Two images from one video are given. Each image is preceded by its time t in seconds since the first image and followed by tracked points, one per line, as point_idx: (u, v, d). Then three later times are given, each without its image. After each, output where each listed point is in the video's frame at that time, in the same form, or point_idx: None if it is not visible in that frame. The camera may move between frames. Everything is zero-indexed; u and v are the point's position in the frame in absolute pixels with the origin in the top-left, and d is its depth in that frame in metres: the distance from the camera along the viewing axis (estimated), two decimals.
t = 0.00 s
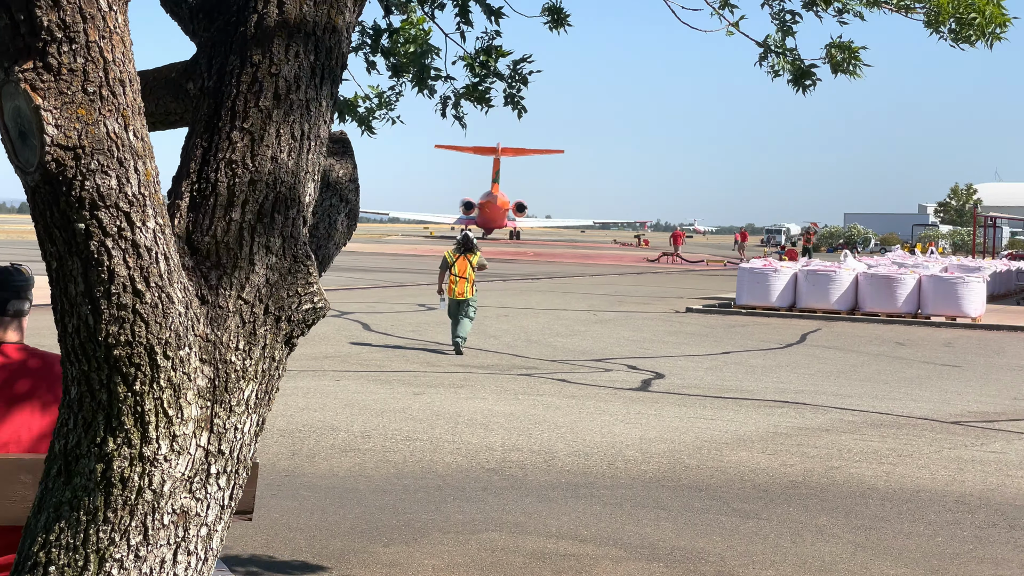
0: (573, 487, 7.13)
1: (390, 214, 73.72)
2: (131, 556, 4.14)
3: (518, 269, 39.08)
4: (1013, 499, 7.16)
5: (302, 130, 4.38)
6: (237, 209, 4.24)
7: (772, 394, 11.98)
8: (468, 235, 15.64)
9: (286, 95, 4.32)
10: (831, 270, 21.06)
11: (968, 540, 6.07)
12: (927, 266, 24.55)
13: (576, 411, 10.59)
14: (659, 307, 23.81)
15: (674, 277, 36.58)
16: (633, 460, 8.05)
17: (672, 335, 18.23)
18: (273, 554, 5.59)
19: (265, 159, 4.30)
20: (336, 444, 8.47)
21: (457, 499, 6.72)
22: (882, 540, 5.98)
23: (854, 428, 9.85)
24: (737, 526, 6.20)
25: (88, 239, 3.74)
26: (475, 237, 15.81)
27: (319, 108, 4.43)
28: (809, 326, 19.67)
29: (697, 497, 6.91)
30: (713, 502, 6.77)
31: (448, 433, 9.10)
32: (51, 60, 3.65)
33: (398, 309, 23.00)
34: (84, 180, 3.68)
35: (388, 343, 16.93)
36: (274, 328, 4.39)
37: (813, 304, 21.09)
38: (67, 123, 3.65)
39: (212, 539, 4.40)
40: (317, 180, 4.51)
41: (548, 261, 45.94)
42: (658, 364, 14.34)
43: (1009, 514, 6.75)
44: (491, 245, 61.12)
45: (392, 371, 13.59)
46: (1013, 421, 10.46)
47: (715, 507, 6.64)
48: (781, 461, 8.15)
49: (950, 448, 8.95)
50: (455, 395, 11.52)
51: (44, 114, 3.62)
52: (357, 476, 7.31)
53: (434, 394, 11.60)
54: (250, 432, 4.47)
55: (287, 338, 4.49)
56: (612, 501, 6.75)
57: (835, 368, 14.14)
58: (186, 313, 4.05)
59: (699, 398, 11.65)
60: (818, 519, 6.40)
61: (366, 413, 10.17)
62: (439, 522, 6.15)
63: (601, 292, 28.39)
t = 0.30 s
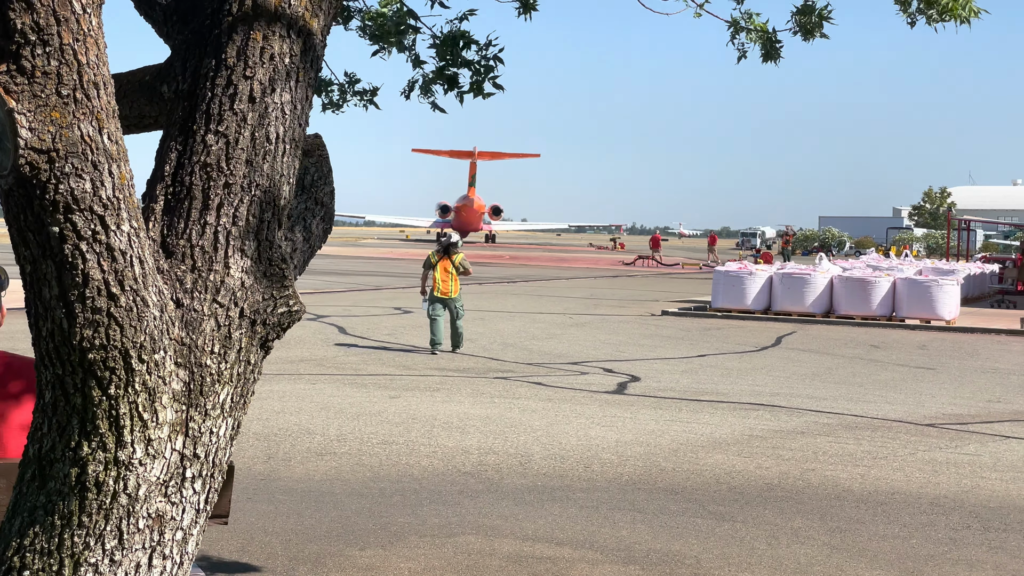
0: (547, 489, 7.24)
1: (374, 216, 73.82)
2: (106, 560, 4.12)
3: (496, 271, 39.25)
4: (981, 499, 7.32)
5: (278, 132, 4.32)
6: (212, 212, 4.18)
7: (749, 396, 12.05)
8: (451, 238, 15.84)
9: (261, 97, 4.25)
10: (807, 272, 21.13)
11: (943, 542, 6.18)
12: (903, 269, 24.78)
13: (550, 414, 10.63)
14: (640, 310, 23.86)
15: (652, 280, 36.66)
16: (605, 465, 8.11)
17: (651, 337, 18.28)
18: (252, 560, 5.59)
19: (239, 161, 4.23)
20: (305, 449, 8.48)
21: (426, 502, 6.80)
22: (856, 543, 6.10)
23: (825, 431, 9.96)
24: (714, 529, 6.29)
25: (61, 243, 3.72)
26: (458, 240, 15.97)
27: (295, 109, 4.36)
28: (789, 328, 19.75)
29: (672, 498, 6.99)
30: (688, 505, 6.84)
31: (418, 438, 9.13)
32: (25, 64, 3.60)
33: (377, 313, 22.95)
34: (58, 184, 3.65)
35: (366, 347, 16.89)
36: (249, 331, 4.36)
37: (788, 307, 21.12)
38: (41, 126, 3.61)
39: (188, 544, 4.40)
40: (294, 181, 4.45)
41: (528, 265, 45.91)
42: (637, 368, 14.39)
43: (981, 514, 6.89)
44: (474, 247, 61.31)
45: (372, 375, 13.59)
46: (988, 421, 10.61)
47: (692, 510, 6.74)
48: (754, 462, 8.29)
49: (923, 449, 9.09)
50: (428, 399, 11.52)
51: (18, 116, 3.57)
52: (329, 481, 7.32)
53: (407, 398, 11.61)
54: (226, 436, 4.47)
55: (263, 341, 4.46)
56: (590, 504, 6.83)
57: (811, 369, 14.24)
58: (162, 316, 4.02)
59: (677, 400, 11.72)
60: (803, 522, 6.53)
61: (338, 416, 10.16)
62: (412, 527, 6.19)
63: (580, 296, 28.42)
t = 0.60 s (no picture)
0: (534, 505, 7.23)
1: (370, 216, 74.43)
2: (97, 559, 4.14)
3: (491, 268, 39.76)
4: (973, 506, 7.35)
5: (270, 131, 4.17)
6: (203, 210, 3.93)
7: (739, 399, 12.07)
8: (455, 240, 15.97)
9: (253, 96, 4.13)
10: (797, 270, 21.35)
11: (933, 541, 6.28)
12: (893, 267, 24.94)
13: (537, 426, 10.62)
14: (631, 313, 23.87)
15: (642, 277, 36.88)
16: (594, 475, 8.35)
17: (642, 337, 18.28)
18: (246, 566, 5.65)
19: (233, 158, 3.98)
20: (292, 469, 8.43)
21: (416, 519, 6.79)
22: (854, 548, 6.12)
23: (815, 438, 9.96)
24: (722, 542, 6.28)
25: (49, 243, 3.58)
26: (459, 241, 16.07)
27: (288, 107, 4.27)
28: (779, 328, 19.77)
29: (666, 515, 6.97)
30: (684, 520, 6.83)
31: (407, 458, 9.10)
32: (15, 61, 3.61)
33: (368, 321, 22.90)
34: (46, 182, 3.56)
35: (356, 351, 16.87)
36: (241, 331, 4.40)
37: (779, 306, 21.41)
38: (30, 125, 3.56)
39: (178, 542, 4.52)
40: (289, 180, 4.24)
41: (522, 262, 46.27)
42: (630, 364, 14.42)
43: (974, 518, 6.93)
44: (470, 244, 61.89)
45: (365, 379, 13.59)
46: (979, 419, 10.67)
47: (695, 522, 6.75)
48: (744, 481, 8.27)
49: (913, 456, 9.12)
50: (416, 408, 11.51)
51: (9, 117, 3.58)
52: (319, 501, 7.27)
53: (396, 407, 11.59)
54: (217, 435, 4.57)
55: (254, 340, 4.48)
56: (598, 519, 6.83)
57: (801, 367, 14.30)
58: (152, 316, 4.05)
59: (667, 405, 11.72)
60: (812, 530, 6.55)
61: (325, 434, 10.12)
62: (408, 542, 6.18)
63: (570, 292, 28.59)
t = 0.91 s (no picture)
0: (532, 505, 7.21)
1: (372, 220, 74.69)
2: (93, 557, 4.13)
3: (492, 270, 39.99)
4: (975, 506, 7.31)
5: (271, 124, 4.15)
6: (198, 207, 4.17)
7: (740, 399, 12.03)
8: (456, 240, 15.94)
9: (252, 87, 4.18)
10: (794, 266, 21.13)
11: (927, 535, 6.41)
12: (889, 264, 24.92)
13: (537, 427, 10.60)
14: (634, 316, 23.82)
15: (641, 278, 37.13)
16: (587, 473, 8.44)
17: (644, 338, 18.25)
18: (244, 565, 5.69)
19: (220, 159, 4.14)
20: (290, 471, 8.42)
21: (415, 520, 6.78)
22: (855, 548, 6.09)
23: (817, 438, 9.92)
24: (723, 543, 6.26)
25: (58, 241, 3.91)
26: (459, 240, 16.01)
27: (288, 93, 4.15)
28: (782, 329, 19.72)
29: (666, 516, 6.94)
30: (684, 521, 6.80)
31: (406, 458, 9.10)
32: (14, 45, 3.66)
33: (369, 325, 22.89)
34: (43, 179, 3.74)
35: (357, 353, 16.88)
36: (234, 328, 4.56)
37: (775, 302, 21.32)
38: (26, 122, 3.75)
39: (175, 540, 4.36)
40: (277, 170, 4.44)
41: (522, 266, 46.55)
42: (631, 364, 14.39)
43: (976, 519, 6.89)
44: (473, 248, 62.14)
45: (365, 379, 13.63)
46: (982, 416, 10.63)
47: (696, 524, 6.73)
48: (745, 482, 8.25)
49: (915, 456, 9.09)
50: (415, 409, 11.50)
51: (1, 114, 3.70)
52: (318, 502, 7.26)
53: (396, 408, 11.57)
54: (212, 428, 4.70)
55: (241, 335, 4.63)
56: (598, 520, 6.82)
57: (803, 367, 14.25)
58: (148, 316, 4.10)
59: (668, 405, 11.69)
60: (814, 531, 6.52)
61: (323, 435, 10.12)
62: (408, 543, 6.17)
63: (570, 292, 28.84)
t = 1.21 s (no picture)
0: (534, 506, 7.19)
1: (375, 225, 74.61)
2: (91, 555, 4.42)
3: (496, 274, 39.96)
4: (980, 507, 7.27)
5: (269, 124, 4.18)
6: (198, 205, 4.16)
7: (743, 399, 11.99)
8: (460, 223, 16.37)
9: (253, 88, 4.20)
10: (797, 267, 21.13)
11: (931, 536, 6.37)
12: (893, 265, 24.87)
13: (539, 426, 10.58)
14: (637, 317, 23.76)
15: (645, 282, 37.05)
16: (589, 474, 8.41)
17: (647, 338, 18.22)
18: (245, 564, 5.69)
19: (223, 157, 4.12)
20: (291, 470, 8.41)
21: (417, 520, 6.77)
22: (858, 549, 6.06)
23: (821, 439, 9.88)
24: (725, 543, 6.23)
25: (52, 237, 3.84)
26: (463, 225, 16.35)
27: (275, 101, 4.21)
28: (785, 330, 19.67)
29: (669, 516, 6.91)
30: (686, 521, 6.78)
31: (408, 458, 9.08)
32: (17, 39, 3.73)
33: (373, 326, 22.89)
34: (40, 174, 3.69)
35: (360, 352, 16.87)
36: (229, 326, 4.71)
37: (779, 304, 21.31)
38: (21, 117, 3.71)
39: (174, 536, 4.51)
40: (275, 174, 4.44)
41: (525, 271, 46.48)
42: (634, 364, 14.36)
43: (981, 520, 6.85)
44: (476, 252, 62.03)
45: (367, 380, 13.64)
46: (987, 417, 10.57)
47: (698, 524, 6.70)
48: (749, 482, 8.21)
49: (919, 457, 9.05)
50: (417, 409, 11.49)
51: None
52: (319, 502, 7.26)
53: (399, 408, 11.56)
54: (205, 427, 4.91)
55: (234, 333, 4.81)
56: (600, 520, 6.80)
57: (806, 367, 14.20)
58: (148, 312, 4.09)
59: (670, 406, 11.66)
60: (816, 532, 6.49)
61: (325, 435, 10.11)
62: (410, 543, 6.16)
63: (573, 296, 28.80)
